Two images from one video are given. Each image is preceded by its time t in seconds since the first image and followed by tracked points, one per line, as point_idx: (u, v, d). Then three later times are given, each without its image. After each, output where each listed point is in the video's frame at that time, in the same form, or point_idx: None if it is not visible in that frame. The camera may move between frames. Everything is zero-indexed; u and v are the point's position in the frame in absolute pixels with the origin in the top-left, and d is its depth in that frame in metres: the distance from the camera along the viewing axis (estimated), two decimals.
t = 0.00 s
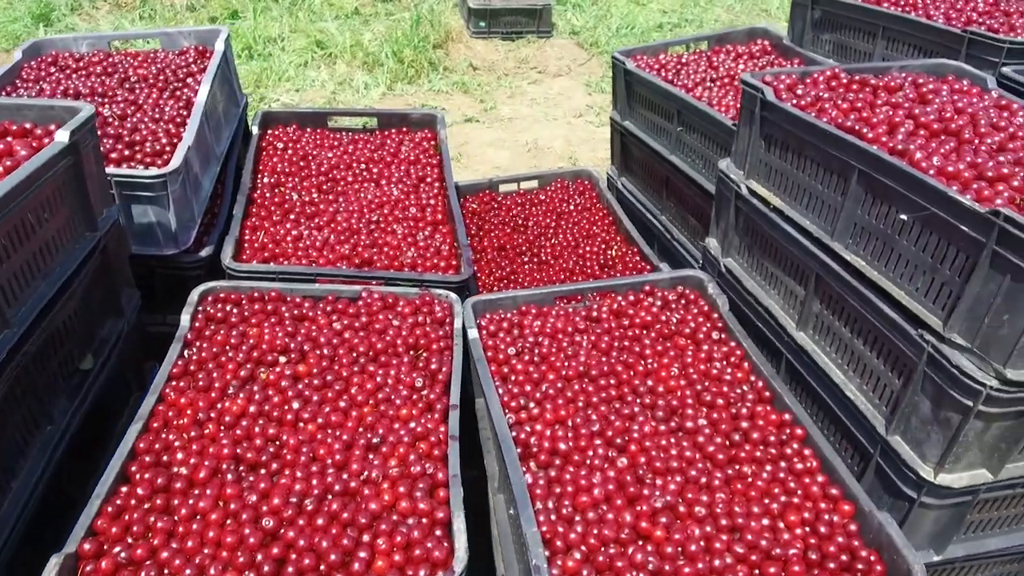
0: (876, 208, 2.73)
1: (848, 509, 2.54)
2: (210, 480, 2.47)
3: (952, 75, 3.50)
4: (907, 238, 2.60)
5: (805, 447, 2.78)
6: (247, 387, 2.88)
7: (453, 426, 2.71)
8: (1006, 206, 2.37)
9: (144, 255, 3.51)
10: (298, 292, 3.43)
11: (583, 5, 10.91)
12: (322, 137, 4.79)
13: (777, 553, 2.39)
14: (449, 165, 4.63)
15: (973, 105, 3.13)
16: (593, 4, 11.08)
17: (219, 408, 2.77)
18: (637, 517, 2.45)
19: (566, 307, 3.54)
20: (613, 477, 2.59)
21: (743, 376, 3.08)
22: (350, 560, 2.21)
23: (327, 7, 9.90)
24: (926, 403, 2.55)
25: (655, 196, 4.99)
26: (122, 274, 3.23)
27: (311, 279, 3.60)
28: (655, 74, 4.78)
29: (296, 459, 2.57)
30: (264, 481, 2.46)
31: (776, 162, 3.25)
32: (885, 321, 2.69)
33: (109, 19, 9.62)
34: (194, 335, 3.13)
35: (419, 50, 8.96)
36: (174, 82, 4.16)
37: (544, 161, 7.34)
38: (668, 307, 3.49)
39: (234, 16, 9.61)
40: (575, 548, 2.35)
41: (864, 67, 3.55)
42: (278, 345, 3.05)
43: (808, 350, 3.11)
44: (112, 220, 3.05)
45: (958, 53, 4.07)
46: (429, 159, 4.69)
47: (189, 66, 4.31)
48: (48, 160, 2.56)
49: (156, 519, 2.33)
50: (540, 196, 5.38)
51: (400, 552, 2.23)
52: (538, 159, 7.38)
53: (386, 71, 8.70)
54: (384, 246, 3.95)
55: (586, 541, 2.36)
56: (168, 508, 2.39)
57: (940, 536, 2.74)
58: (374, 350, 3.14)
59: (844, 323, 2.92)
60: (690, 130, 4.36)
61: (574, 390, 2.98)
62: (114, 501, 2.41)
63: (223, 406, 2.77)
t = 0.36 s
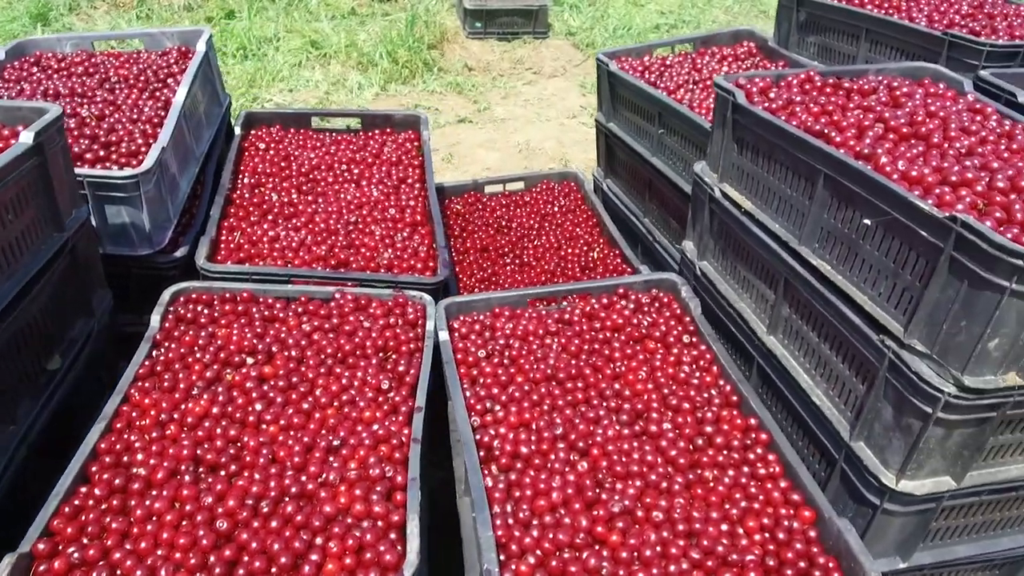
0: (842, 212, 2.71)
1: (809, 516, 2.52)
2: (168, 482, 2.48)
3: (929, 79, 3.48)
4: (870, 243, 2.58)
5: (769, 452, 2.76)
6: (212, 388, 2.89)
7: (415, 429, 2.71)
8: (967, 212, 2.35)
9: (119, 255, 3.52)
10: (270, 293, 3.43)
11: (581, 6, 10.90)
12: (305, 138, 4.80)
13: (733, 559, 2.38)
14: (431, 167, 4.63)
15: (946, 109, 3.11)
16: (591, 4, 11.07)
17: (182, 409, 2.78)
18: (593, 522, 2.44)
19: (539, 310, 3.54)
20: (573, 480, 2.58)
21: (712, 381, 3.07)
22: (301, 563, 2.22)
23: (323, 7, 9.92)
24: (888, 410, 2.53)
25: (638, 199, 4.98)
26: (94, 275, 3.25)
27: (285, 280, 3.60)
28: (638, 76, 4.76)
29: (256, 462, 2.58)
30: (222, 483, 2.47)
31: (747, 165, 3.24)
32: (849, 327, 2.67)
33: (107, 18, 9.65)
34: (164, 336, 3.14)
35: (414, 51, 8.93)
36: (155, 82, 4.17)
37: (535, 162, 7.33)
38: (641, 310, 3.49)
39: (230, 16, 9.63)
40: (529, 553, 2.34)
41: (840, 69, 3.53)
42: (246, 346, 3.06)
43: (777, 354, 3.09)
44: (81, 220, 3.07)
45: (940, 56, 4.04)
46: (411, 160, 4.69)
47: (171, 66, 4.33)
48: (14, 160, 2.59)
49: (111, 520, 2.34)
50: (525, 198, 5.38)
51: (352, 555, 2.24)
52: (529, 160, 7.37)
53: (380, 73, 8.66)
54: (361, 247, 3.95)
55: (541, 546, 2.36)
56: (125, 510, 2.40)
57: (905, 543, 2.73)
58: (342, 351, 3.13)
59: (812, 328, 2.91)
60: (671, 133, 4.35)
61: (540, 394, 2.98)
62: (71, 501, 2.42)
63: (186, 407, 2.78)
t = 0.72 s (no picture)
0: (805, 216, 2.70)
1: (769, 521, 2.50)
2: (125, 485, 2.48)
3: (902, 81, 3.46)
4: (832, 247, 2.57)
5: (732, 456, 2.75)
6: (176, 391, 2.88)
7: (377, 433, 2.70)
8: (925, 216, 2.33)
9: (91, 257, 3.53)
10: (241, 295, 3.43)
11: (574, 7, 10.90)
12: (285, 139, 4.79)
13: (689, 565, 2.36)
14: (411, 169, 4.62)
15: (916, 112, 3.09)
16: (585, 5, 11.07)
17: (144, 412, 2.78)
18: (550, 527, 2.43)
19: (511, 313, 3.52)
20: (531, 485, 2.57)
21: (679, 385, 3.06)
22: (252, 567, 2.21)
23: (316, 8, 9.93)
24: (849, 415, 2.52)
25: (619, 201, 4.96)
26: (63, 277, 3.26)
27: (257, 283, 3.59)
28: (619, 78, 4.75)
29: (214, 465, 2.57)
30: (178, 486, 2.47)
31: (717, 168, 3.23)
32: (811, 331, 2.66)
33: (100, 19, 9.67)
34: (131, 338, 3.14)
35: (406, 52, 8.94)
36: (132, 84, 4.18)
37: (523, 163, 7.32)
38: (612, 313, 3.48)
39: (223, 17, 9.64)
40: (483, 558, 2.33)
41: (814, 72, 3.51)
42: (212, 348, 3.05)
43: (745, 358, 3.07)
44: (48, 222, 3.08)
45: (917, 58, 4.02)
46: (391, 162, 4.68)
47: (149, 68, 4.33)
48: None
49: (66, 523, 2.34)
50: (508, 200, 5.37)
51: (304, 560, 2.23)
52: (518, 161, 7.36)
53: (371, 73, 8.68)
54: (336, 249, 3.94)
55: (496, 551, 2.35)
56: (80, 513, 2.40)
57: (869, 549, 2.72)
58: (310, 354, 3.13)
59: (778, 332, 2.89)
60: (649, 135, 4.34)
61: (506, 397, 2.97)
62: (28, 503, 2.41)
63: (148, 410, 2.78)
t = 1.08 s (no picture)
0: (770, 221, 2.69)
1: (731, 528, 2.49)
2: (84, 491, 2.48)
3: (877, 84, 3.44)
4: (795, 252, 2.55)
5: (698, 462, 2.73)
6: (140, 395, 2.87)
7: (340, 438, 2.69)
8: (885, 222, 2.31)
9: (63, 260, 3.52)
10: (212, 299, 3.41)
11: (567, 9, 10.90)
12: (266, 142, 4.78)
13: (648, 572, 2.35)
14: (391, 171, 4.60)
15: (887, 116, 3.07)
16: (578, 7, 11.06)
17: (108, 417, 2.77)
18: (508, 534, 2.42)
19: (483, 317, 3.50)
20: (493, 491, 2.56)
21: (648, 390, 3.04)
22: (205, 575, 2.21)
23: (308, 9, 9.92)
24: (812, 420, 2.50)
25: (601, 203, 4.95)
26: (33, 280, 3.25)
27: (230, 286, 3.58)
28: (600, 81, 4.74)
29: (174, 470, 2.56)
30: (137, 492, 2.46)
31: (688, 172, 3.21)
32: (776, 337, 2.64)
33: (92, 20, 9.66)
34: (99, 342, 3.14)
35: (396, 52, 8.92)
36: (109, 86, 4.17)
37: (512, 165, 7.31)
38: (585, 317, 3.46)
39: (215, 19, 9.64)
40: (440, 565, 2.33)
41: (788, 75, 3.49)
42: (179, 352, 3.04)
43: (714, 363, 3.06)
44: (16, 225, 3.08)
45: (895, 60, 4.00)
46: (370, 164, 4.67)
47: (126, 70, 4.32)
48: None
49: (21, 529, 2.33)
50: (491, 202, 5.35)
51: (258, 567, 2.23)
52: (507, 163, 7.35)
53: (361, 74, 8.67)
54: (311, 252, 3.92)
55: (453, 558, 2.34)
56: (37, 518, 2.39)
57: (836, 555, 2.70)
58: (278, 358, 3.11)
59: (745, 337, 2.87)
60: (628, 137, 4.32)
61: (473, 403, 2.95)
62: None
63: (111, 415, 2.77)
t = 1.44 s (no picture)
0: (735, 226, 2.68)
1: (693, 535, 2.47)
2: (42, 496, 2.47)
3: (850, 88, 3.43)
4: (758, 258, 2.54)
5: (663, 468, 2.72)
6: (105, 401, 2.87)
7: (303, 444, 2.68)
8: (845, 228, 2.30)
9: (35, 264, 3.51)
10: (183, 303, 3.40)
11: (560, 11, 10.89)
12: (245, 144, 4.77)
13: None
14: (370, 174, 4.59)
15: (857, 121, 3.05)
16: (570, 9, 11.05)
17: (71, 422, 2.76)
18: (467, 541, 2.41)
19: (456, 321, 3.49)
20: (454, 498, 2.54)
21: (616, 395, 3.04)
22: None
23: (299, 11, 9.93)
24: (774, 427, 2.49)
25: (582, 207, 4.94)
26: (2, 284, 3.25)
27: (202, 290, 3.57)
28: (580, 84, 4.73)
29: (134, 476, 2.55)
30: (95, 499, 2.45)
31: (658, 177, 3.20)
32: (740, 343, 2.63)
33: (83, 22, 9.66)
34: (67, 346, 3.13)
35: (386, 54, 8.91)
36: (85, 89, 4.16)
37: (499, 167, 7.30)
38: (557, 322, 3.45)
39: (205, 20, 9.63)
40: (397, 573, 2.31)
41: (761, 79, 3.48)
42: (145, 357, 3.03)
43: (682, 368, 3.04)
44: None
45: (873, 64, 4.00)
46: (350, 167, 4.66)
47: (103, 72, 4.31)
48: None
49: None
50: (473, 205, 5.34)
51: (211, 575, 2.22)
52: (494, 165, 7.34)
53: (351, 75, 8.66)
54: (286, 256, 3.90)
55: (410, 566, 2.33)
56: None
57: (801, 563, 2.69)
58: (245, 363, 3.10)
59: (713, 342, 2.86)
60: (606, 141, 4.31)
61: (439, 409, 2.94)
62: None
63: (75, 420, 2.76)
